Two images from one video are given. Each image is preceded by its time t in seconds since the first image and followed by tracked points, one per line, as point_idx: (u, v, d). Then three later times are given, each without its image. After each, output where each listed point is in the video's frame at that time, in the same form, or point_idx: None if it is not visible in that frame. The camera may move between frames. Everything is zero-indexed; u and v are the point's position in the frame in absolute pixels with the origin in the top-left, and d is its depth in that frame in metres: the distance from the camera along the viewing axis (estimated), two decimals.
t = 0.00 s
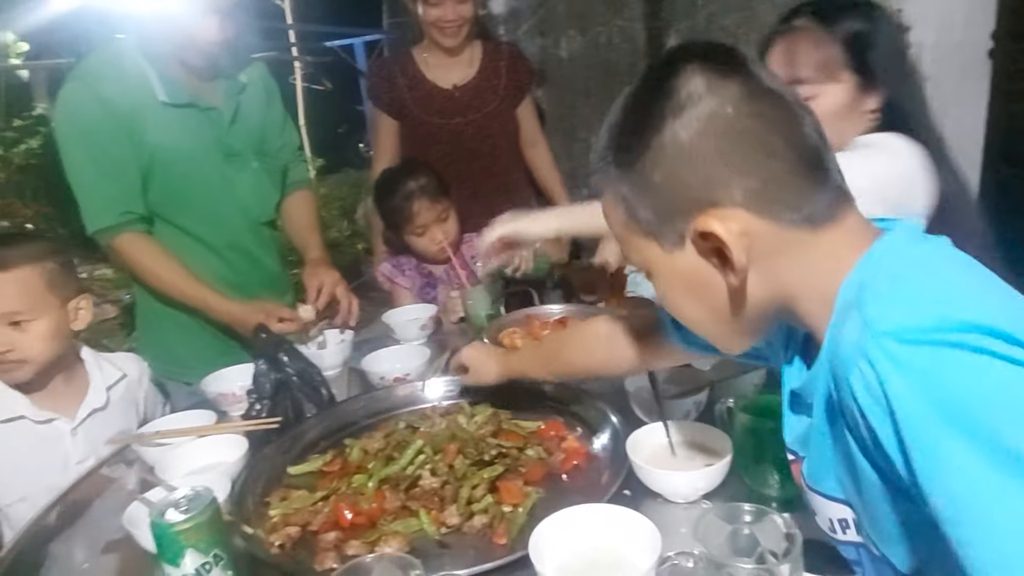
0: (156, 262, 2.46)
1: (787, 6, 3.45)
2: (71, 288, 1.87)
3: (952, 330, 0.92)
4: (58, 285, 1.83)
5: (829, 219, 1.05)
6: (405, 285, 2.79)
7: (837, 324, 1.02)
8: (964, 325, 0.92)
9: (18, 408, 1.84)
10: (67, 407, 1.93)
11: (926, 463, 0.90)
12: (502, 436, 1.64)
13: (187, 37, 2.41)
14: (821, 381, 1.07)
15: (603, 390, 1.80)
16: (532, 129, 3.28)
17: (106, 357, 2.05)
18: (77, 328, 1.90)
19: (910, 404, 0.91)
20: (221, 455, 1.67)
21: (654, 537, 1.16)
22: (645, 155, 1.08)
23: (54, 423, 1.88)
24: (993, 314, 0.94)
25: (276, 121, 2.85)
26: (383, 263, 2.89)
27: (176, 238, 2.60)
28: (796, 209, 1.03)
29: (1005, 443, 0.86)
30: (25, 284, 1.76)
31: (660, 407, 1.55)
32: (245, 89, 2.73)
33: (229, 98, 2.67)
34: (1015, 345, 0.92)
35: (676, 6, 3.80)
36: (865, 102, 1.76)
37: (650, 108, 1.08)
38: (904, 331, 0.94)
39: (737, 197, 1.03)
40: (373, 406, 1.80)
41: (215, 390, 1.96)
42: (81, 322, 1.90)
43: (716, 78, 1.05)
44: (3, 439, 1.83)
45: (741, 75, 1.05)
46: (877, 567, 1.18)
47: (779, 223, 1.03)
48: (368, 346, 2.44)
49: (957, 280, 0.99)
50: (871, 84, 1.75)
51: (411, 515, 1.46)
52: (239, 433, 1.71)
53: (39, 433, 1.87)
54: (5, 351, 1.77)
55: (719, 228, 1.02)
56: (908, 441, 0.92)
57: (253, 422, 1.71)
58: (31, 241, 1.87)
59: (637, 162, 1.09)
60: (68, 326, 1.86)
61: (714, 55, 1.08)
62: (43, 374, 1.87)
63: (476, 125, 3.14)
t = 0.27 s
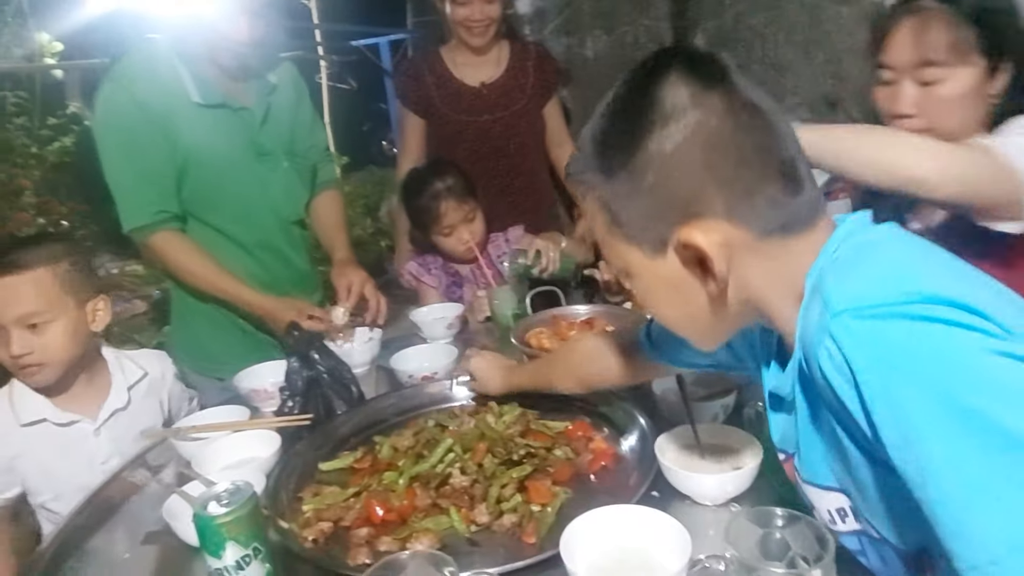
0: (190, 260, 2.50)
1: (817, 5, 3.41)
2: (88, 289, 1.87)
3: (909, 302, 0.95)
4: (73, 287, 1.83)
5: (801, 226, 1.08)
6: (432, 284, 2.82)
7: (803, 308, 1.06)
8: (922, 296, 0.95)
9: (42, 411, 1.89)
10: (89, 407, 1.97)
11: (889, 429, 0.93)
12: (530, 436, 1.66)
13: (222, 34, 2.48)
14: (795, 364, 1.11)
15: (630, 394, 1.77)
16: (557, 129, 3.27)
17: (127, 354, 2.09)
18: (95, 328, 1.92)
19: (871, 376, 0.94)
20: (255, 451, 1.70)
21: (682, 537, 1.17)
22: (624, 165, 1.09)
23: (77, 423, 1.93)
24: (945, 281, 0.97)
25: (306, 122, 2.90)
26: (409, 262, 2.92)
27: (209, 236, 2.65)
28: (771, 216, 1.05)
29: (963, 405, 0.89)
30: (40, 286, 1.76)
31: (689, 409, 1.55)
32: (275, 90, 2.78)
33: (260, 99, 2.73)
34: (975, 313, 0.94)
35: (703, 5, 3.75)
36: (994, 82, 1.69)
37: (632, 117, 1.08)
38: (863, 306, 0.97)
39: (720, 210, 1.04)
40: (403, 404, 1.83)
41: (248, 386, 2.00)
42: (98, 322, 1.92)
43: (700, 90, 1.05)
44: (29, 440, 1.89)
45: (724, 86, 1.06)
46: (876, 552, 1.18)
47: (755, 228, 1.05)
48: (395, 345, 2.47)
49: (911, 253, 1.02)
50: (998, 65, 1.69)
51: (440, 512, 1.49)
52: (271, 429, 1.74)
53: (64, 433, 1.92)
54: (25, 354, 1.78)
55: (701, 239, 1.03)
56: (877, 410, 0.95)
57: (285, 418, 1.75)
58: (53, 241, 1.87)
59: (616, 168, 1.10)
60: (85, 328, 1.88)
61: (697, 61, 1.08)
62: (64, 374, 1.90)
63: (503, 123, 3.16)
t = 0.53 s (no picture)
0: (211, 258, 2.53)
1: (834, 8, 3.39)
2: (86, 299, 1.88)
3: (894, 317, 1.02)
4: (71, 296, 1.84)
5: (786, 273, 1.13)
6: (448, 287, 2.86)
7: (802, 330, 1.12)
8: (906, 312, 1.03)
9: (50, 420, 1.91)
10: (96, 415, 1.98)
11: (886, 437, 1.00)
12: (546, 441, 1.68)
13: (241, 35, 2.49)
14: (794, 386, 1.16)
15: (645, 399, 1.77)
16: (572, 134, 3.28)
17: (134, 360, 2.09)
18: (97, 337, 1.93)
19: (866, 388, 1.01)
20: (274, 452, 1.74)
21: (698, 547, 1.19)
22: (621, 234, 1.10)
23: (84, 432, 1.94)
24: (931, 301, 1.04)
25: (323, 125, 2.92)
26: (425, 265, 2.95)
27: (229, 237, 2.69)
28: (759, 269, 1.10)
29: (950, 411, 0.95)
30: (35, 299, 1.77)
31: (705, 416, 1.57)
32: (292, 93, 2.81)
33: (278, 102, 2.75)
34: (958, 329, 1.01)
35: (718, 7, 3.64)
36: None
37: (622, 184, 1.10)
38: (856, 325, 1.04)
39: (721, 269, 1.09)
40: (421, 406, 1.85)
41: (267, 388, 2.02)
42: (101, 331, 1.93)
43: (685, 162, 1.09)
44: (40, 447, 1.92)
45: (709, 156, 1.10)
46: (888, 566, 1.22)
47: (749, 277, 1.10)
48: (411, 347, 2.50)
49: (897, 275, 1.08)
50: None
51: (457, 516, 1.51)
52: (290, 430, 1.78)
53: (73, 442, 1.94)
54: (26, 368, 1.79)
55: (706, 302, 1.08)
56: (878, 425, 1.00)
57: (304, 420, 1.77)
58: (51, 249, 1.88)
59: (613, 234, 1.11)
60: (87, 338, 1.89)
61: (673, 128, 1.12)
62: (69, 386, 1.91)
63: (518, 127, 3.17)
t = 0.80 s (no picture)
0: (226, 261, 2.55)
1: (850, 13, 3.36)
2: (92, 311, 1.87)
3: (906, 334, 1.05)
4: (76, 308, 1.83)
5: (800, 298, 1.16)
6: (461, 291, 2.87)
7: (817, 347, 1.14)
8: (917, 329, 1.05)
9: (59, 431, 1.93)
10: (105, 425, 2.01)
11: (902, 452, 1.01)
12: (559, 448, 1.70)
13: (255, 37, 2.51)
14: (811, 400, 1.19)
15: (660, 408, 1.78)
16: (587, 139, 3.29)
17: (144, 368, 2.11)
18: (103, 348, 1.93)
19: (883, 403, 1.02)
20: (290, 456, 1.76)
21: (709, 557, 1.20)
22: (640, 272, 1.14)
23: (94, 442, 1.97)
24: (943, 318, 1.06)
25: (337, 129, 2.95)
26: (439, 269, 2.97)
27: (244, 240, 2.70)
28: (774, 299, 1.13)
29: (964, 426, 0.97)
30: (40, 314, 1.75)
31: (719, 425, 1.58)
32: (308, 100, 2.84)
33: (293, 107, 2.77)
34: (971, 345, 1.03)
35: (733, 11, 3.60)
36: None
37: (639, 218, 1.14)
38: (871, 341, 1.06)
39: (737, 306, 1.12)
40: (435, 411, 1.86)
41: (282, 392, 2.04)
42: (106, 342, 1.93)
43: (701, 198, 1.11)
44: (51, 457, 1.95)
45: (727, 196, 1.13)
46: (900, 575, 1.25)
47: (765, 307, 1.13)
48: (424, 351, 2.51)
49: (911, 292, 1.11)
50: None
51: (471, 521, 1.53)
52: (306, 435, 1.80)
53: (83, 451, 1.96)
54: (33, 381, 1.79)
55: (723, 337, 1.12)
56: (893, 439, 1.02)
57: (319, 424, 1.79)
58: (54, 259, 1.86)
59: (631, 265, 1.15)
60: (93, 349, 1.89)
61: (689, 161, 1.15)
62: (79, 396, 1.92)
63: (532, 131, 3.17)
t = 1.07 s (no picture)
0: (238, 269, 2.58)
1: (862, 23, 3.36)
2: (104, 323, 1.90)
3: (917, 354, 1.06)
4: (88, 321, 1.87)
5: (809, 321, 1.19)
6: (472, 298, 2.89)
7: (832, 363, 1.17)
8: (929, 348, 1.07)
9: (69, 441, 1.96)
10: (115, 435, 2.03)
11: (914, 470, 1.03)
12: (569, 458, 1.71)
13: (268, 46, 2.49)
14: (826, 413, 1.21)
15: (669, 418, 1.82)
16: (599, 147, 3.29)
17: (154, 379, 2.13)
18: (116, 360, 1.96)
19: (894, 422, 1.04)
20: (303, 463, 1.78)
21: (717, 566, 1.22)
22: (650, 298, 1.19)
23: (104, 452, 1.99)
24: (958, 339, 1.08)
25: (348, 137, 2.98)
26: (450, 275, 2.99)
27: (256, 246, 2.73)
28: (783, 321, 1.17)
29: (973, 446, 0.99)
30: (53, 325, 1.80)
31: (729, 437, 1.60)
32: (321, 108, 2.86)
33: (306, 116, 2.80)
34: (986, 367, 1.05)
35: (744, 19, 3.59)
36: None
37: (650, 245, 1.19)
38: (885, 361, 1.08)
39: (745, 330, 1.17)
40: (447, 419, 1.88)
41: (295, 398, 2.06)
42: (119, 355, 1.96)
43: (711, 226, 1.16)
44: (62, 466, 1.98)
45: (733, 222, 1.17)
46: None
47: (773, 330, 1.17)
48: (435, 358, 2.53)
49: (928, 312, 1.13)
50: None
51: (482, 531, 1.55)
52: (318, 443, 1.82)
53: (93, 462, 1.99)
54: (46, 392, 1.82)
55: (732, 360, 1.17)
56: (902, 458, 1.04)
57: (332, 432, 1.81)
58: (69, 271, 1.91)
59: (641, 289, 1.20)
60: (106, 361, 1.92)
61: (703, 190, 1.20)
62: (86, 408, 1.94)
63: (544, 140, 3.19)
